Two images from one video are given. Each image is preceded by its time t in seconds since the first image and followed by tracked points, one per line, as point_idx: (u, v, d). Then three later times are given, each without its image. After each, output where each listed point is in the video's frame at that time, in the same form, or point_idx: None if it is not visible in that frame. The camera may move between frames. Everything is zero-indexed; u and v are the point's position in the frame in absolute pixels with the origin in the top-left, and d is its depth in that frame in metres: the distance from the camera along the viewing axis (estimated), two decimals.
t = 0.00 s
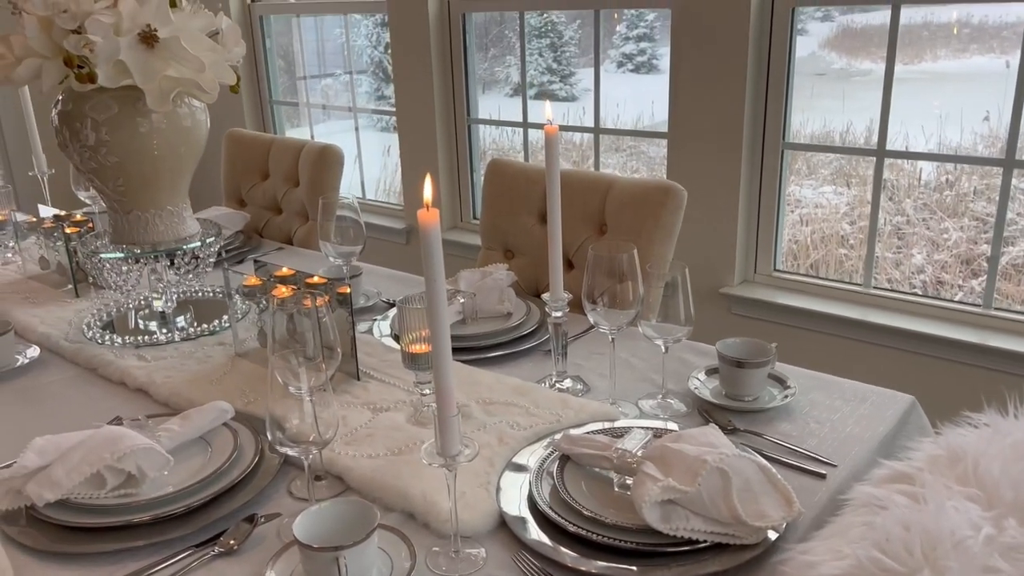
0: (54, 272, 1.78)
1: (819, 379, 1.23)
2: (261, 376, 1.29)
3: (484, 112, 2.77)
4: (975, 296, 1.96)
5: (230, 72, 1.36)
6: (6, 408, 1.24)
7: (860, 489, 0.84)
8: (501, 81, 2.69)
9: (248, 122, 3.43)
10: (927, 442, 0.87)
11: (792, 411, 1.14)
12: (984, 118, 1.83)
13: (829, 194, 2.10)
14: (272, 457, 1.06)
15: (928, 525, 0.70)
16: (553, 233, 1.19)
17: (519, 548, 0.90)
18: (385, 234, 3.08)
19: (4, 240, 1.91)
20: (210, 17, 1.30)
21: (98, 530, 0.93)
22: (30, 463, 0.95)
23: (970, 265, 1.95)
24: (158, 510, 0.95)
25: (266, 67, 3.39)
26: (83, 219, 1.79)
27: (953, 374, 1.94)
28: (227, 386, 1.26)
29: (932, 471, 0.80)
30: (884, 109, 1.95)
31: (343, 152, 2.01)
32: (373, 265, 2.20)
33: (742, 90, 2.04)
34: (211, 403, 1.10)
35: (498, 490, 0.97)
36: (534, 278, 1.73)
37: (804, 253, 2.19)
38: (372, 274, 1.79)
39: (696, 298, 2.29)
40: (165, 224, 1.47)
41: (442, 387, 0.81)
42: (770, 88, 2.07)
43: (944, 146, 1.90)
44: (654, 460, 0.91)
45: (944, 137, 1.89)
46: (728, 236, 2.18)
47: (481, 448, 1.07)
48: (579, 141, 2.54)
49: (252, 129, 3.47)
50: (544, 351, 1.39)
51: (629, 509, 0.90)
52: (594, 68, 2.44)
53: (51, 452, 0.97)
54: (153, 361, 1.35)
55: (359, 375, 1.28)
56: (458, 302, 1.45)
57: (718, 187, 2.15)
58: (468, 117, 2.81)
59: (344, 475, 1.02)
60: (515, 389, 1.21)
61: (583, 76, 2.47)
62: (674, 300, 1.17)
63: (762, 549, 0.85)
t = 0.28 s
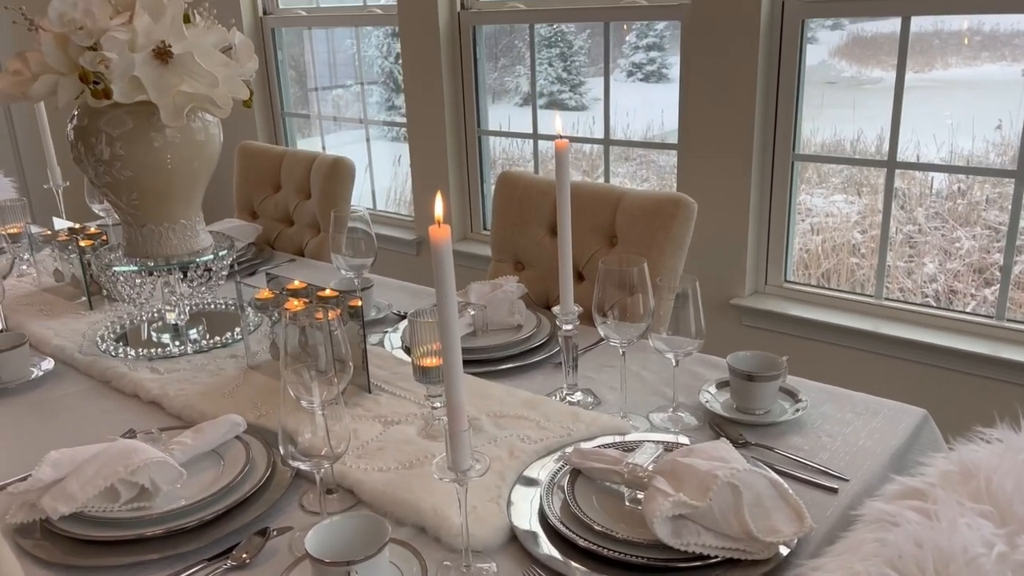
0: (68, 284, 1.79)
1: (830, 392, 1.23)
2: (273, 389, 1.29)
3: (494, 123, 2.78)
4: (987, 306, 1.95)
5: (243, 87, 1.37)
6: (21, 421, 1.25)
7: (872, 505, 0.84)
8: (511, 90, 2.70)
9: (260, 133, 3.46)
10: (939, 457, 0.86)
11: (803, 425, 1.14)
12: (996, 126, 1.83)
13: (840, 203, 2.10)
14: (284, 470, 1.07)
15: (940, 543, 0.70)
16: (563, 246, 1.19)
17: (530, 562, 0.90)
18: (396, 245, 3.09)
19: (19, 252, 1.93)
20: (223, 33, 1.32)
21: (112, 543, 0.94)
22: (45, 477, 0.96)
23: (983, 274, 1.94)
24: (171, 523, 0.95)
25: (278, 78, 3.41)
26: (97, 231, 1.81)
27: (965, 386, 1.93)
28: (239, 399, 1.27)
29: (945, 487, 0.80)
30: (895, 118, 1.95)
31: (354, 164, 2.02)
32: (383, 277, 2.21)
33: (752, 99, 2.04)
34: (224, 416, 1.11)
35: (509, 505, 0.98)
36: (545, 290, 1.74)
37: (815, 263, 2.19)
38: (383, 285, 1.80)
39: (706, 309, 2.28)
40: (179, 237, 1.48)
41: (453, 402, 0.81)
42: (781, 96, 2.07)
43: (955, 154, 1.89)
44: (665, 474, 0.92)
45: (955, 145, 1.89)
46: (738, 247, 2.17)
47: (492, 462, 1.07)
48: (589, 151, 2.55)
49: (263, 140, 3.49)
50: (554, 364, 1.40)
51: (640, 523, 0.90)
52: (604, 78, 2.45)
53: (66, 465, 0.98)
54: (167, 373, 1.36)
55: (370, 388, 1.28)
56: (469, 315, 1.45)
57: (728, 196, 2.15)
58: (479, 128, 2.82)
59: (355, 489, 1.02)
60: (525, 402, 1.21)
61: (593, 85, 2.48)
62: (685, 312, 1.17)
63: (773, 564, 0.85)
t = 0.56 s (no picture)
0: (77, 291, 1.80)
1: (837, 399, 1.23)
2: (281, 395, 1.30)
3: (500, 129, 2.79)
4: (995, 312, 1.95)
5: (251, 95, 1.38)
6: (30, 427, 1.26)
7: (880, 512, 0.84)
8: (517, 96, 2.70)
9: (268, 140, 3.47)
10: (946, 465, 0.86)
11: (810, 432, 1.14)
12: (1003, 131, 1.83)
13: (847, 208, 2.10)
14: (292, 476, 1.07)
15: (947, 552, 0.70)
16: (570, 252, 1.19)
17: (538, 570, 0.90)
18: (402, 251, 3.10)
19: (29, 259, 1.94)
20: (232, 41, 1.33)
21: (120, 550, 0.94)
22: (54, 483, 0.97)
23: (990, 280, 1.93)
24: (180, 530, 0.96)
25: (285, 85, 3.43)
26: (106, 238, 1.82)
27: (973, 392, 1.92)
28: (247, 405, 1.27)
29: (952, 494, 0.80)
30: (902, 123, 1.94)
31: (361, 171, 2.03)
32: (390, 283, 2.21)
33: (758, 104, 2.05)
34: (232, 423, 1.12)
35: (516, 511, 0.98)
36: (551, 296, 1.74)
37: (822, 268, 2.19)
38: (390, 292, 1.80)
39: (713, 315, 2.28)
40: (187, 244, 1.49)
41: (459, 409, 0.81)
42: (787, 102, 2.07)
43: (962, 159, 1.89)
44: (672, 481, 0.92)
45: (962, 150, 1.88)
46: (745, 253, 2.17)
47: (499, 468, 1.07)
48: (595, 156, 2.55)
49: (271, 146, 3.50)
50: (561, 371, 1.40)
51: (647, 531, 0.90)
52: (610, 83, 2.45)
53: (75, 471, 0.99)
54: (175, 380, 1.36)
55: (378, 394, 1.29)
56: (476, 321, 1.46)
57: (734, 202, 2.15)
58: (485, 135, 2.83)
59: (363, 495, 1.03)
60: (532, 409, 1.22)
61: (599, 90, 2.48)
62: (691, 319, 1.17)
63: (781, 572, 0.85)
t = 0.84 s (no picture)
0: (82, 294, 1.81)
1: (840, 402, 1.23)
2: (284, 399, 1.30)
3: (503, 132, 2.79)
4: (999, 314, 1.95)
5: (255, 100, 1.39)
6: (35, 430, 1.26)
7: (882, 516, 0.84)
8: (520, 99, 2.71)
9: (271, 143, 3.48)
10: (948, 469, 0.86)
11: (812, 435, 1.14)
12: (1007, 133, 1.82)
13: (850, 210, 2.10)
14: (295, 480, 1.07)
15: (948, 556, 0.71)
16: (572, 256, 1.20)
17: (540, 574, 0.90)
18: (405, 254, 3.11)
19: (34, 262, 1.95)
20: (236, 46, 1.33)
21: (125, 553, 0.95)
22: (59, 487, 0.97)
23: (994, 282, 1.93)
24: (184, 534, 0.96)
25: (289, 88, 3.44)
26: (111, 242, 1.82)
27: (977, 395, 1.92)
28: (250, 409, 1.27)
29: (954, 499, 0.80)
30: (905, 124, 1.94)
31: (364, 174, 2.04)
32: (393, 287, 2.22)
33: (761, 106, 2.05)
34: (235, 427, 1.12)
35: (518, 515, 0.98)
36: (553, 300, 1.74)
37: (826, 270, 2.19)
38: (393, 295, 1.81)
39: (716, 318, 2.28)
40: (191, 248, 1.49)
41: (462, 413, 0.81)
42: (789, 104, 2.07)
43: (966, 161, 1.89)
44: (674, 485, 0.92)
45: (966, 152, 1.88)
46: (747, 256, 2.17)
47: (501, 472, 1.07)
48: (599, 159, 2.56)
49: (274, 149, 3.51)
50: (564, 374, 1.40)
51: (649, 535, 0.90)
52: (613, 85, 2.45)
53: (80, 475, 0.99)
54: (179, 383, 1.37)
55: (381, 398, 1.29)
56: (478, 324, 1.46)
57: (737, 204, 2.15)
58: (487, 137, 2.83)
59: (366, 499, 1.03)
60: (535, 413, 1.22)
61: (602, 93, 2.48)
62: (693, 322, 1.18)
63: None
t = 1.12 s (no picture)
0: (79, 292, 1.81)
1: (837, 400, 1.22)
2: (281, 397, 1.30)
3: (503, 130, 2.79)
4: (999, 311, 1.94)
5: (252, 97, 1.39)
6: (32, 429, 1.26)
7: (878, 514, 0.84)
8: (521, 96, 2.70)
9: (270, 141, 3.48)
10: (945, 466, 0.86)
11: (809, 433, 1.14)
12: (1008, 129, 1.82)
13: (851, 208, 2.09)
14: (291, 478, 1.07)
15: (943, 555, 0.71)
16: (569, 254, 1.19)
17: (536, 572, 0.90)
18: (405, 252, 3.10)
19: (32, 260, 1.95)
20: (233, 44, 1.33)
21: (120, 551, 0.94)
22: (54, 485, 0.97)
23: (995, 279, 1.93)
24: (179, 532, 0.96)
25: (288, 86, 3.43)
26: (109, 240, 1.82)
27: (976, 393, 1.92)
28: (247, 407, 1.27)
29: (950, 497, 0.80)
30: (906, 120, 1.94)
31: (363, 172, 2.03)
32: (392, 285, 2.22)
33: (760, 104, 2.04)
34: (231, 425, 1.12)
35: (514, 514, 0.98)
36: (552, 297, 1.74)
37: (826, 267, 2.18)
38: (391, 293, 1.81)
39: (715, 316, 2.28)
40: (188, 247, 1.49)
41: (456, 412, 0.81)
42: (789, 101, 2.07)
43: (967, 157, 1.89)
44: (669, 483, 0.92)
45: (967, 148, 1.88)
46: (746, 253, 2.17)
47: (497, 470, 1.07)
48: (599, 156, 2.55)
49: (274, 147, 3.51)
50: (561, 372, 1.40)
51: (644, 533, 0.90)
52: (613, 82, 2.45)
53: (75, 473, 0.99)
54: (176, 381, 1.37)
55: (377, 396, 1.29)
56: (476, 322, 1.46)
57: (736, 202, 2.15)
58: (487, 134, 2.83)
59: (362, 497, 1.03)
60: (532, 411, 1.22)
61: (603, 90, 2.48)
62: (690, 320, 1.17)
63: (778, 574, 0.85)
